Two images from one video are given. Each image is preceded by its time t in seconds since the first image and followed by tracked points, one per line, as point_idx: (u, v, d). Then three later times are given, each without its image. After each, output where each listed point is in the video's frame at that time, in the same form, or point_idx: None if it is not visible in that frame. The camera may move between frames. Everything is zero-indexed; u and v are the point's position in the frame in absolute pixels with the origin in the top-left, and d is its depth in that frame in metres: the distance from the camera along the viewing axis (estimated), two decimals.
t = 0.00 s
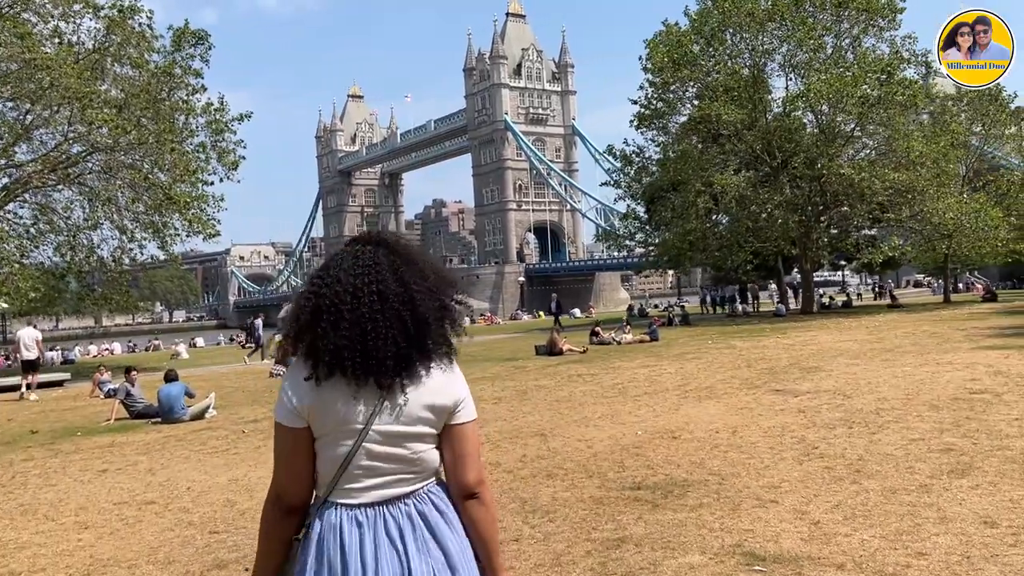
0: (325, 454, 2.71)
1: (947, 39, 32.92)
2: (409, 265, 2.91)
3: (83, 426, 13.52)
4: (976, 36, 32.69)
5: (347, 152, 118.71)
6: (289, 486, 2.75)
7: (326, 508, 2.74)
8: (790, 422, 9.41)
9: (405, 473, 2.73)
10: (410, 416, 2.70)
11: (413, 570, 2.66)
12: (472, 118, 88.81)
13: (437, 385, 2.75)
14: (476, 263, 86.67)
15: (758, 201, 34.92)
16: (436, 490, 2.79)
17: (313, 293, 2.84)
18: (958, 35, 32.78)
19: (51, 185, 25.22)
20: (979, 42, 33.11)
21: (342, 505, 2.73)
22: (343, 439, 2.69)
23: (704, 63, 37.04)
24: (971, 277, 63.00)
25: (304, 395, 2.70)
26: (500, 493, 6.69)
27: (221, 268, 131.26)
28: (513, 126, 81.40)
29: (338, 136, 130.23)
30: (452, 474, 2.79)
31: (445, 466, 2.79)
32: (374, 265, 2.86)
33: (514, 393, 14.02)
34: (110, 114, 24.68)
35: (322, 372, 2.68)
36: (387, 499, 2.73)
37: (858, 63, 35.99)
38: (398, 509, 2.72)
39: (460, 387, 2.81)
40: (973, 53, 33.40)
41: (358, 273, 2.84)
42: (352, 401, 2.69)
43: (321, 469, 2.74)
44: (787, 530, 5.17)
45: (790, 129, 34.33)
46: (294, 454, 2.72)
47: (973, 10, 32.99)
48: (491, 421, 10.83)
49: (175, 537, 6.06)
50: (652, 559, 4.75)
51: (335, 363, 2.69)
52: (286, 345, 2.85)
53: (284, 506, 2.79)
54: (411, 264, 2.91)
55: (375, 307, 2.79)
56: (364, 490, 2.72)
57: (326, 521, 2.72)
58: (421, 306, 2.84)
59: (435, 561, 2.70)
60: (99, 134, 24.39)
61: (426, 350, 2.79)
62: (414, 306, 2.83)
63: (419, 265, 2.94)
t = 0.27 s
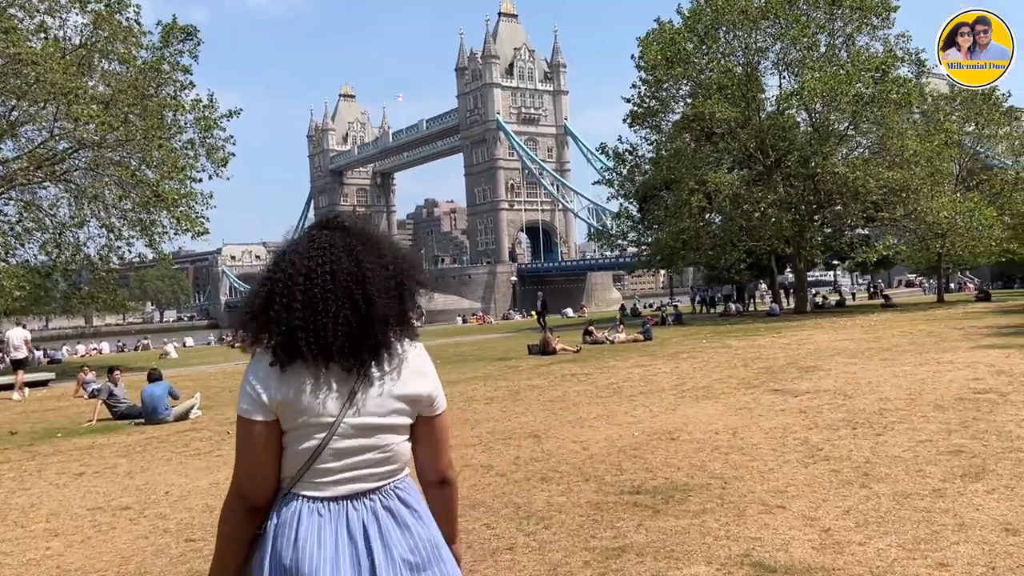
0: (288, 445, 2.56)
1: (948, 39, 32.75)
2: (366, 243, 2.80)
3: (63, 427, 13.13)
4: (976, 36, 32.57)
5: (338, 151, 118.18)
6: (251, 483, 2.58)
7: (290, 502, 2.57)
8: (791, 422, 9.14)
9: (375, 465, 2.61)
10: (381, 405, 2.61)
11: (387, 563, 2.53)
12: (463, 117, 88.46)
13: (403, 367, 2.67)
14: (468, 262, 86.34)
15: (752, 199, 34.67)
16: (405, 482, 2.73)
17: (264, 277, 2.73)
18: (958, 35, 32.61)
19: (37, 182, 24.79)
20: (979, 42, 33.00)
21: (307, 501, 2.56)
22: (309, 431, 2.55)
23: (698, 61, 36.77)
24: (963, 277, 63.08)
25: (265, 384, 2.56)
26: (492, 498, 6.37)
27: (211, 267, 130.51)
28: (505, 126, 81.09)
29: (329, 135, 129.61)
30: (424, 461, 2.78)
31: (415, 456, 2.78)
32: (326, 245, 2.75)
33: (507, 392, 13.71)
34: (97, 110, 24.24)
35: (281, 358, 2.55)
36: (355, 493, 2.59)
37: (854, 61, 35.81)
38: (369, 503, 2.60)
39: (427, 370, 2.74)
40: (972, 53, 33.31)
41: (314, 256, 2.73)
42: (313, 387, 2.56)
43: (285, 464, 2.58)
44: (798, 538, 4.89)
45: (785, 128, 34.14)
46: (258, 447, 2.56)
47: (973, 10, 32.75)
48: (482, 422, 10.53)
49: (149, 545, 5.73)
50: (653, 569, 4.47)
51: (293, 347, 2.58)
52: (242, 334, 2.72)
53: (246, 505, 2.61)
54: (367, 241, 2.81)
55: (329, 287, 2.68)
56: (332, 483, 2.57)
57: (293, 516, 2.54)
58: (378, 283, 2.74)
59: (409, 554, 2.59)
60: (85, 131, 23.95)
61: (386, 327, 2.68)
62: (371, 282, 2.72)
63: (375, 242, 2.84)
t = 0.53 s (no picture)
0: (248, 473, 2.54)
1: (947, 39, 32.55)
2: (325, 266, 2.71)
3: (49, 431, 12.81)
4: (976, 36, 32.34)
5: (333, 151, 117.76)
6: (214, 509, 2.57)
7: (253, 527, 2.56)
8: (797, 429, 8.87)
9: (337, 495, 2.55)
10: (341, 433, 2.52)
11: None
12: (459, 116, 88.13)
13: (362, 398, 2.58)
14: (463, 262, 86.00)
15: (750, 199, 34.39)
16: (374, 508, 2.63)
17: (223, 303, 2.67)
18: (958, 35, 32.36)
19: (28, 181, 24.43)
20: (978, 42, 32.73)
21: (269, 525, 2.54)
22: (270, 460, 2.51)
23: (696, 59, 36.49)
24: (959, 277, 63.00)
25: (222, 413, 2.52)
26: (490, 512, 6.08)
27: (206, 266, 129.92)
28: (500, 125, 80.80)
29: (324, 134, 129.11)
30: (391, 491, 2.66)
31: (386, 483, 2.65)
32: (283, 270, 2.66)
33: (504, 396, 13.43)
34: (88, 107, 23.88)
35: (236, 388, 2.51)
36: (320, 521, 2.55)
37: (853, 60, 35.58)
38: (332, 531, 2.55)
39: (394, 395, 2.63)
40: (971, 54, 32.93)
41: (269, 281, 2.65)
42: (273, 413, 2.51)
43: (247, 489, 2.56)
44: (817, 560, 4.63)
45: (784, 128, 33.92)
46: (214, 474, 2.54)
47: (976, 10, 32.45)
48: (480, 428, 10.25)
49: (129, 564, 5.43)
50: None
51: (250, 375, 2.53)
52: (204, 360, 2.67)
53: (212, 528, 2.61)
54: (325, 265, 2.71)
55: (285, 315, 2.60)
56: (294, 509, 2.54)
57: (253, 543, 2.53)
58: (336, 311, 2.65)
59: None
60: (76, 128, 23.60)
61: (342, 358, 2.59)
62: (328, 311, 2.63)
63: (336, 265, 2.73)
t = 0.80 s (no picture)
0: (243, 444, 2.61)
1: (947, 39, 32.35)
2: (322, 241, 2.67)
3: (38, 429, 12.48)
4: (976, 36, 32.17)
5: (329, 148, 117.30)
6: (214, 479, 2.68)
7: (244, 501, 2.62)
8: (808, 428, 8.61)
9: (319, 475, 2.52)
10: (315, 411, 2.49)
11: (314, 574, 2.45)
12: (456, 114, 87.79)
13: (343, 375, 2.52)
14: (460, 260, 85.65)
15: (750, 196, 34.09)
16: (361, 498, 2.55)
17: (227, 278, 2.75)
18: (958, 35, 32.16)
19: (20, 175, 24.05)
20: (978, 42, 32.49)
21: (257, 501, 2.59)
22: (252, 433, 2.57)
23: (696, 55, 36.18)
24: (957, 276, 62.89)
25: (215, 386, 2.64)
26: (495, 515, 5.80)
27: (201, 263, 129.35)
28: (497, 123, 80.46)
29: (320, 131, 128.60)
30: (382, 479, 2.53)
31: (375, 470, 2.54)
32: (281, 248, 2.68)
33: (504, 394, 13.16)
34: (81, 101, 23.50)
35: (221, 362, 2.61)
36: (302, 502, 2.54)
37: (854, 57, 35.33)
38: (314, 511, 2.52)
39: (384, 373, 2.53)
40: (972, 53, 32.65)
41: (262, 258, 2.70)
42: (266, 388, 2.56)
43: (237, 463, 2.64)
44: (844, 566, 4.38)
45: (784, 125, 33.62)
46: (217, 444, 2.65)
47: (977, 10, 32.28)
48: (480, 426, 9.98)
49: (114, 568, 5.15)
50: None
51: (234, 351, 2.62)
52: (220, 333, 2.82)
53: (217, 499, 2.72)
54: (321, 240, 2.68)
55: (276, 290, 2.61)
56: (281, 487, 2.55)
57: (243, 516, 2.58)
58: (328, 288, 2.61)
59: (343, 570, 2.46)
60: (68, 121, 23.22)
61: (330, 336, 2.56)
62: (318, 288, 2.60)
63: (334, 240, 2.69)
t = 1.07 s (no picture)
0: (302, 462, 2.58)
1: (947, 39, 32.08)
2: (366, 262, 2.47)
3: (31, 432, 12.18)
4: (976, 36, 31.87)
5: (328, 145, 117.01)
6: (289, 481, 2.70)
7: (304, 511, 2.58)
8: (825, 432, 8.33)
9: (359, 500, 2.39)
10: (354, 437, 2.37)
11: None
12: (454, 111, 87.43)
13: (377, 409, 2.35)
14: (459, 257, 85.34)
15: (752, 193, 33.80)
16: (399, 529, 2.36)
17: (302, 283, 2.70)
18: (958, 35, 31.91)
19: (15, 171, 23.72)
20: (978, 42, 32.17)
21: (310, 515, 2.52)
22: (307, 448, 2.53)
23: (698, 52, 35.87)
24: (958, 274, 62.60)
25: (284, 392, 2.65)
26: (505, 527, 5.52)
27: (200, 261, 129.04)
28: (496, 120, 80.14)
29: (319, 129, 128.24)
30: (411, 517, 2.35)
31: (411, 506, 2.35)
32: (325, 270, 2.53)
33: (508, 395, 12.88)
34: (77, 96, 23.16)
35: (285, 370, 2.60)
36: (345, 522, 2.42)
37: (857, 53, 35.03)
38: (350, 536, 2.40)
39: (421, 406, 2.32)
40: (973, 53, 32.41)
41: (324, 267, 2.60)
42: (317, 405, 2.50)
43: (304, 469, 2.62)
44: None
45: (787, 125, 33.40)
46: (292, 450, 2.67)
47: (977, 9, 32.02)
48: (485, 430, 9.69)
49: None
50: None
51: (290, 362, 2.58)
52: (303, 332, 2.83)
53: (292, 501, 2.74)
54: (364, 262, 2.48)
55: (321, 317, 2.48)
56: (328, 508, 2.46)
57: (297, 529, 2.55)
58: (371, 313, 2.42)
59: None
60: (63, 117, 22.90)
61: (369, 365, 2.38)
62: (357, 316, 2.42)
63: (378, 260, 2.48)
